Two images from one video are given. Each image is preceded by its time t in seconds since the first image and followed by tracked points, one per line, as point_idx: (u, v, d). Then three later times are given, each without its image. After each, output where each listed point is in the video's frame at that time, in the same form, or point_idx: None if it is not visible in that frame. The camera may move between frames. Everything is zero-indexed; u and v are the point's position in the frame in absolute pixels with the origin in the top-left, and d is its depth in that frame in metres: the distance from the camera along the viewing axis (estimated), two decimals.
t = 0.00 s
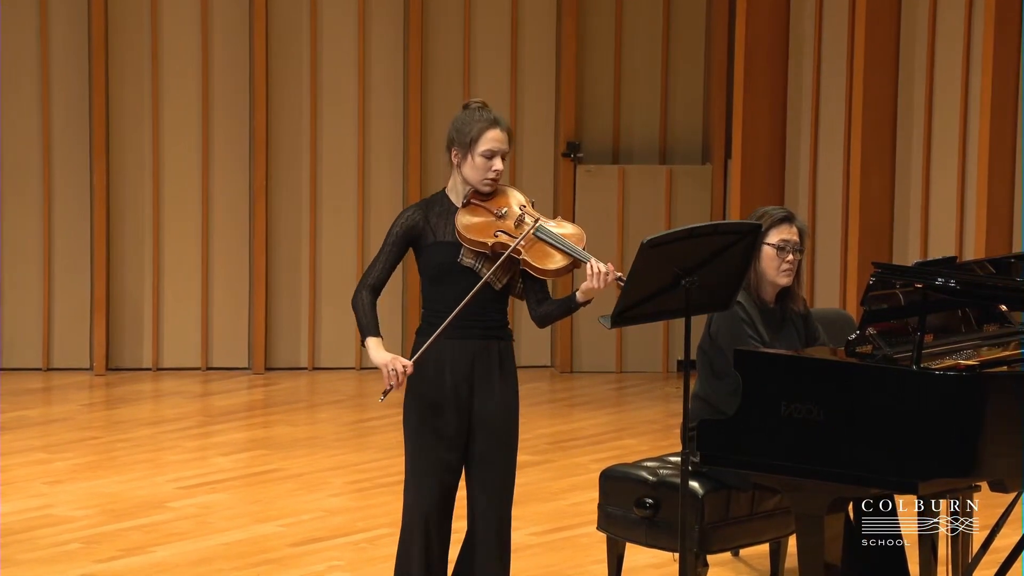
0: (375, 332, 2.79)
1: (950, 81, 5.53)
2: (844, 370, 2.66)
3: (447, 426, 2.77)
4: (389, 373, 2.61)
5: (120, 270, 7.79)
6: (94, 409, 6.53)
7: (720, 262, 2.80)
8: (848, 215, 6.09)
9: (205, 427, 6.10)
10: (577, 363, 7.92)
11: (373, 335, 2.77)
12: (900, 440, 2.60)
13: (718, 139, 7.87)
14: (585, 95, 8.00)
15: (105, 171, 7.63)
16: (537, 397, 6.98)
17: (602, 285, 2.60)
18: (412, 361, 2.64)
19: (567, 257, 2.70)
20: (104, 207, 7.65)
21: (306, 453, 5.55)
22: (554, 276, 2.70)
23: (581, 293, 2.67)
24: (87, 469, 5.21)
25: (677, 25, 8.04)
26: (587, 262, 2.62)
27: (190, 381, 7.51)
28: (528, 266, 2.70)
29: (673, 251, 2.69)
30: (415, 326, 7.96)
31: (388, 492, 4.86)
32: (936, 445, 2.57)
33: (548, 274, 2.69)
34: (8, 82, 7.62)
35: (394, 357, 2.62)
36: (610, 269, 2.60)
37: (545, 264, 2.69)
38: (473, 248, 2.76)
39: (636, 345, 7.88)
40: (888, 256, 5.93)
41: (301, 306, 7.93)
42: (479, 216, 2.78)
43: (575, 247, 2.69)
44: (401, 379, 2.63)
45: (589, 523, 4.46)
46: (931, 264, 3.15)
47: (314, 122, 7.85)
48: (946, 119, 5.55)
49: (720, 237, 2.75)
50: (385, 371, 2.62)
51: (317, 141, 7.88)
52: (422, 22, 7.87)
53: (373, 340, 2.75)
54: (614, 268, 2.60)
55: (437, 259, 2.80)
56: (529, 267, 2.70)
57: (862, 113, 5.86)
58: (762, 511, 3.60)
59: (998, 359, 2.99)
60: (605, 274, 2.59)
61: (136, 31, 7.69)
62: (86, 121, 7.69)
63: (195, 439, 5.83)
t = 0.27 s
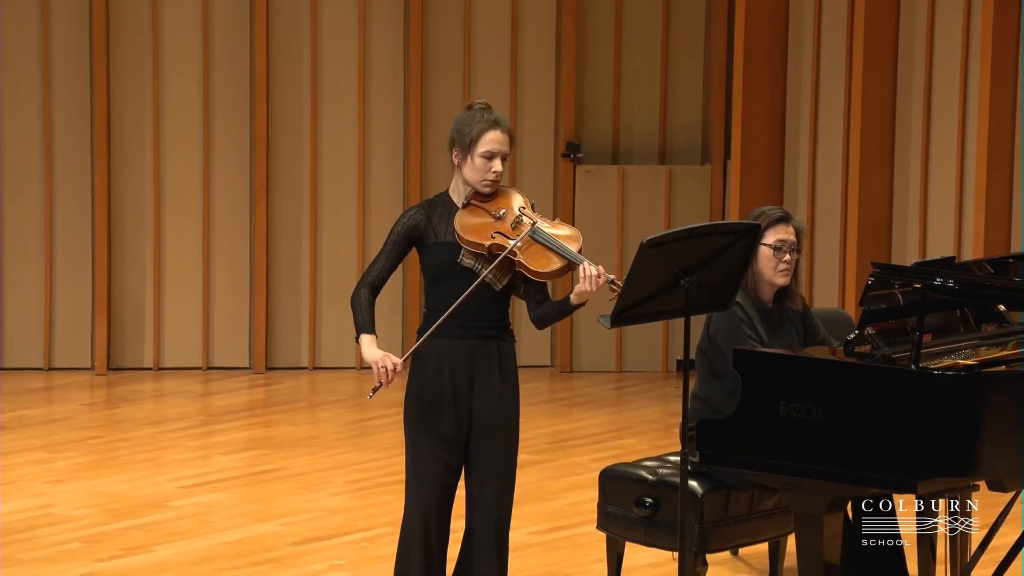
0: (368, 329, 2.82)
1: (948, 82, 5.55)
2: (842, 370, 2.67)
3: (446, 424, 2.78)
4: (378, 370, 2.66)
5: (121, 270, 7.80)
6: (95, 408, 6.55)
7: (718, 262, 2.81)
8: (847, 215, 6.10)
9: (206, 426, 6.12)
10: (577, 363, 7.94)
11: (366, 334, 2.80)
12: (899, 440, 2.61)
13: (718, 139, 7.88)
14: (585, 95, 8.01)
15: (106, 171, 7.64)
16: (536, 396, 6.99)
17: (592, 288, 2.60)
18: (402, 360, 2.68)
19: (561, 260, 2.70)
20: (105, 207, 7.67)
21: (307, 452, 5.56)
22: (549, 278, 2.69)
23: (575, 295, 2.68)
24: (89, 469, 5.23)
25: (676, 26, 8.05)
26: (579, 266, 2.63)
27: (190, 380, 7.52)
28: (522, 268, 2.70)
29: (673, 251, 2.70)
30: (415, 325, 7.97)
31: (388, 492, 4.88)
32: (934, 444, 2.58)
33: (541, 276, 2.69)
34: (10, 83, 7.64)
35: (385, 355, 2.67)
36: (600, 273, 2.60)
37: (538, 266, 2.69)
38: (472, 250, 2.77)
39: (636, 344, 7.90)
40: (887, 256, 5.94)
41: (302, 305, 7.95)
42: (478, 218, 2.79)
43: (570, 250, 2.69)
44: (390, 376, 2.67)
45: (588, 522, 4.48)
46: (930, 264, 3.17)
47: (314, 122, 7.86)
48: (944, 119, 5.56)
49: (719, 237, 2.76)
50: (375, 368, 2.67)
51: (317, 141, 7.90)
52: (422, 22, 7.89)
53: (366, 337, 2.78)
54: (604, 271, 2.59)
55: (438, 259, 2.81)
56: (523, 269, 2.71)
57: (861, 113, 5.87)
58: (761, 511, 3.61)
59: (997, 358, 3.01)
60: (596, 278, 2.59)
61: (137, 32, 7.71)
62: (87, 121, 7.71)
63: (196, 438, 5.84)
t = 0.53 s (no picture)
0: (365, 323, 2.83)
1: (947, 83, 5.56)
2: (841, 370, 2.69)
3: (445, 423, 2.80)
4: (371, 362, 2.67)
5: (122, 270, 7.82)
6: (97, 408, 6.57)
7: (717, 262, 2.83)
8: (846, 216, 6.11)
9: (207, 426, 6.13)
10: (577, 362, 7.95)
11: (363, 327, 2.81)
12: (899, 439, 2.63)
13: (717, 139, 7.90)
14: (584, 96, 8.03)
15: (107, 172, 7.66)
16: (536, 396, 7.00)
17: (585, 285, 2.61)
18: (396, 352, 2.71)
19: (557, 258, 2.71)
20: (107, 206, 7.68)
21: (308, 452, 5.58)
22: (544, 276, 2.70)
23: (570, 294, 2.69)
24: (90, 468, 5.25)
25: (675, 27, 8.07)
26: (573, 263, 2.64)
27: (191, 380, 7.54)
28: (518, 266, 2.72)
29: (673, 251, 2.72)
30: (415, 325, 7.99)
31: (388, 491, 4.90)
32: (934, 444, 2.59)
33: (537, 274, 2.70)
34: (12, 84, 7.66)
35: (380, 347, 2.70)
36: (595, 270, 2.61)
37: (533, 265, 2.70)
38: (470, 249, 2.79)
39: (636, 344, 7.92)
40: (886, 256, 5.95)
41: (302, 305, 7.96)
42: (475, 216, 2.80)
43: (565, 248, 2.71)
44: (383, 368, 2.68)
45: (588, 522, 4.49)
46: (928, 263, 3.18)
47: (315, 123, 7.88)
48: (943, 121, 5.58)
49: (718, 238, 2.77)
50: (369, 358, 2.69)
51: (317, 142, 7.92)
52: (422, 23, 7.90)
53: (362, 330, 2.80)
54: (598, 268, 2.61)
55: (438, 256, 2.83)
56: (519, 268, 2.72)
57: (859, 114, 5.88)
58: (760, 510, 3.63)
59: (996, 358, 3.02)
60: (590, 275, 2.60)
61: (138, 33, 7.72)
62: (89, 122, 7.73)
63: (197, 438, 5.86)
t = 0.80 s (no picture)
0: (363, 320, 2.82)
1: (945, 84, 5.57)
2: (840, 369, 2.70)
3: (443, 423, 2.81)
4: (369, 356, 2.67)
5: (123, 270, 7.83)
6: (98, 408, 6.58)
7: (717, 263, 2.84)
8: (845, 216, 6.12)
9: (208, 425, 6.15)
10: (577, 362, 7.96)
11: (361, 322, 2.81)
12: (897, 438, 2.63)
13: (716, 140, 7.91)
14: (584, 96, 8.04)
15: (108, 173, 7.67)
16: (536, 396, 7.02)
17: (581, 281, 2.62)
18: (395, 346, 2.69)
19: (553, 255, 2.73)
20: (108, 207, 7.69)
21: (308, 451, 5.59)
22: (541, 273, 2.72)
23: (567, 290, 2.69)
24: (92, 468, 5.26)
25: (675, 27, 8.08)
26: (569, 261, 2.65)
27: (192, 380, 7.56)
28: (514, 263, 2.73)
29: (672, 252, 2.73)
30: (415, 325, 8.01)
31: (389, 491, 4.91)
32: (932, 443, 2.60)
33: (533, 271, 2.71)
34: (13, 84, 7.67)
35: (378, 341, 2.68)
36: (590, 267, 2.62)
37: (530, 262, 2.71)
38: (468, 247, 2.79)
39: (635, 344, 7.93)
40: (885, 256, 5.96)
41: (303, 306, 7.98)
42: (473, 215, 2.82)
43: (561, 246, 2.73)
44: (382, 363, 2.67)
45: (588, 521, 4.51)
46: (927, 264, 3.20)
47: (315, 124, 7.89)
48: (942, 122, 5.59)
49: (718, 238, 2.78)
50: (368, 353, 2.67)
51: (318, 143, 7.93)
52: (422, 24, 7.92)
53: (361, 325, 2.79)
54: (594, 264, 2.61)
55: (435, 255, 2.84)
56: (516, 265, 2.73)
57: (858, 115, 5.89)
58: (760, 509, 3.64)
59: (994, 357, 3.04)
60: (586, 271, 2.61)
61: (140, 34, 7.74)
62: (90, 122, 7.74)
63: (198, 437, 5.88)
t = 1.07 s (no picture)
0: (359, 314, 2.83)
1: (944, 85, 5.58)
2: (837, 369, 2.71)
3: (440, 423, 2.81)
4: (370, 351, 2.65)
5: (124, 270, 7.84)
6: (99, 407, 6.60)
7: (716, 263, 2.85)
8: (844, 216, 6.14)
9: (209, 425, 6.16)
10: (577, 362, 7.98)
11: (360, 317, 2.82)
12: (895, 438, 2.64)
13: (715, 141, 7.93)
14: (585, 96, 8.05)
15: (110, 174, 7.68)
16: (535, 395, 7.03)
17: (579, 278, 2.63)
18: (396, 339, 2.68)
19: (549, 252, 2.74)
20: (109, 207, 7.71)
21: (309, 451, 5.61)
22: (536, 271, 2.72)
23: (564, 288, 2.69)
24: (93, 467, 5.28)
25: (675, 28, 8.09)
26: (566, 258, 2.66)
27: (193, 380, 7.57)
28: (511, 262, 2.73)
29: (671, 252, 2.74)
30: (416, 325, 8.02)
31: (390, 490, 4.93)
32: (930, 443, 2.60)
33: (529, 269, 2.72)
34: (15, 85, 7.69)
35: (378, 335, 2.67)
36: (587, 263, 2.62)
37: (526, 260, 2.72)
38: (465, 246, 2.81)
39: (636, 344, 7.95)
40: (884, 256, 5.97)
41: (304, 306, 7.99)
42: (470, 214, 2.83)
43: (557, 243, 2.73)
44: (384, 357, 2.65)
45: (587, 520, 4.52)
46: (925, 264, 3.21)
47: (316, 125, 7.90)
48: (940, 123, 5.61)
49: (717, 238, 2.79)
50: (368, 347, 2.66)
51: (319, 143, 7.95)
52: (423, 25, 7.93)
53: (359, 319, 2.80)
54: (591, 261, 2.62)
55: (432, 254, 2.85)
56: (512, 263, 2.74)
57: (857, 116, 5.90)
58: (759, 508, 3.66)
59: (992, 357, 3.06)
60: (583, 268, 2.62)
61: (141, 36, 7.75)
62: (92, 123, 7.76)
63: (200, 437, 5.89)
